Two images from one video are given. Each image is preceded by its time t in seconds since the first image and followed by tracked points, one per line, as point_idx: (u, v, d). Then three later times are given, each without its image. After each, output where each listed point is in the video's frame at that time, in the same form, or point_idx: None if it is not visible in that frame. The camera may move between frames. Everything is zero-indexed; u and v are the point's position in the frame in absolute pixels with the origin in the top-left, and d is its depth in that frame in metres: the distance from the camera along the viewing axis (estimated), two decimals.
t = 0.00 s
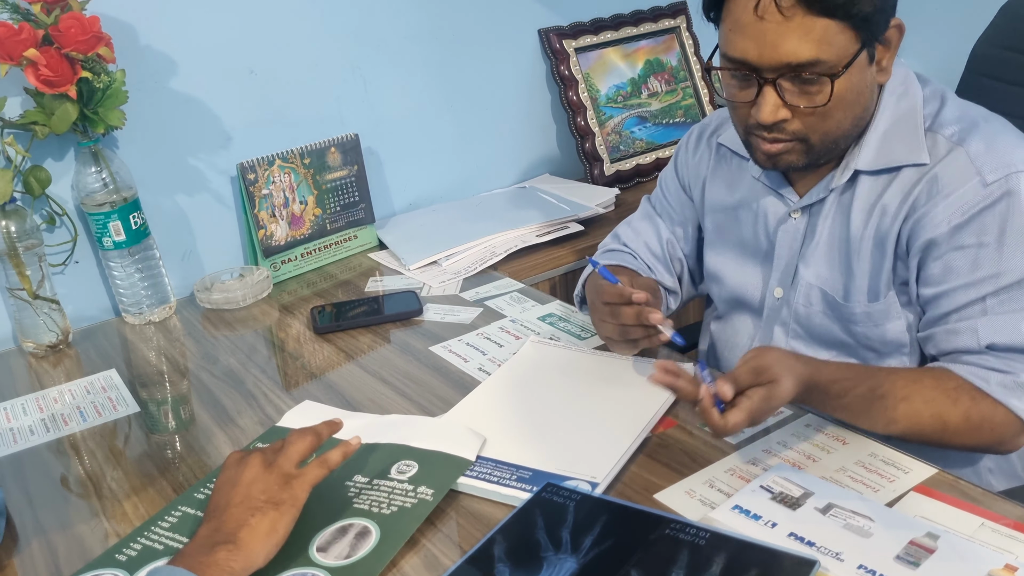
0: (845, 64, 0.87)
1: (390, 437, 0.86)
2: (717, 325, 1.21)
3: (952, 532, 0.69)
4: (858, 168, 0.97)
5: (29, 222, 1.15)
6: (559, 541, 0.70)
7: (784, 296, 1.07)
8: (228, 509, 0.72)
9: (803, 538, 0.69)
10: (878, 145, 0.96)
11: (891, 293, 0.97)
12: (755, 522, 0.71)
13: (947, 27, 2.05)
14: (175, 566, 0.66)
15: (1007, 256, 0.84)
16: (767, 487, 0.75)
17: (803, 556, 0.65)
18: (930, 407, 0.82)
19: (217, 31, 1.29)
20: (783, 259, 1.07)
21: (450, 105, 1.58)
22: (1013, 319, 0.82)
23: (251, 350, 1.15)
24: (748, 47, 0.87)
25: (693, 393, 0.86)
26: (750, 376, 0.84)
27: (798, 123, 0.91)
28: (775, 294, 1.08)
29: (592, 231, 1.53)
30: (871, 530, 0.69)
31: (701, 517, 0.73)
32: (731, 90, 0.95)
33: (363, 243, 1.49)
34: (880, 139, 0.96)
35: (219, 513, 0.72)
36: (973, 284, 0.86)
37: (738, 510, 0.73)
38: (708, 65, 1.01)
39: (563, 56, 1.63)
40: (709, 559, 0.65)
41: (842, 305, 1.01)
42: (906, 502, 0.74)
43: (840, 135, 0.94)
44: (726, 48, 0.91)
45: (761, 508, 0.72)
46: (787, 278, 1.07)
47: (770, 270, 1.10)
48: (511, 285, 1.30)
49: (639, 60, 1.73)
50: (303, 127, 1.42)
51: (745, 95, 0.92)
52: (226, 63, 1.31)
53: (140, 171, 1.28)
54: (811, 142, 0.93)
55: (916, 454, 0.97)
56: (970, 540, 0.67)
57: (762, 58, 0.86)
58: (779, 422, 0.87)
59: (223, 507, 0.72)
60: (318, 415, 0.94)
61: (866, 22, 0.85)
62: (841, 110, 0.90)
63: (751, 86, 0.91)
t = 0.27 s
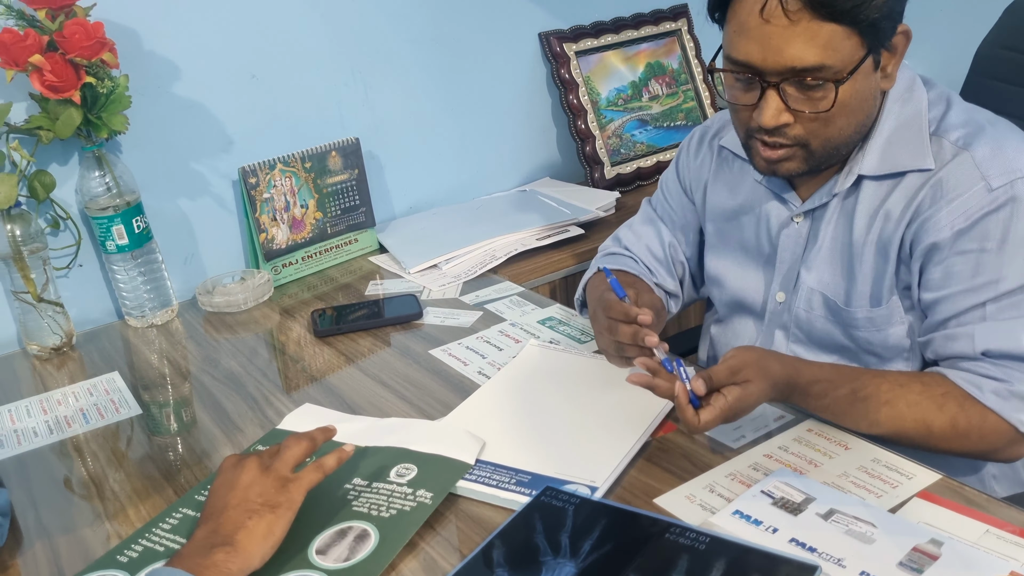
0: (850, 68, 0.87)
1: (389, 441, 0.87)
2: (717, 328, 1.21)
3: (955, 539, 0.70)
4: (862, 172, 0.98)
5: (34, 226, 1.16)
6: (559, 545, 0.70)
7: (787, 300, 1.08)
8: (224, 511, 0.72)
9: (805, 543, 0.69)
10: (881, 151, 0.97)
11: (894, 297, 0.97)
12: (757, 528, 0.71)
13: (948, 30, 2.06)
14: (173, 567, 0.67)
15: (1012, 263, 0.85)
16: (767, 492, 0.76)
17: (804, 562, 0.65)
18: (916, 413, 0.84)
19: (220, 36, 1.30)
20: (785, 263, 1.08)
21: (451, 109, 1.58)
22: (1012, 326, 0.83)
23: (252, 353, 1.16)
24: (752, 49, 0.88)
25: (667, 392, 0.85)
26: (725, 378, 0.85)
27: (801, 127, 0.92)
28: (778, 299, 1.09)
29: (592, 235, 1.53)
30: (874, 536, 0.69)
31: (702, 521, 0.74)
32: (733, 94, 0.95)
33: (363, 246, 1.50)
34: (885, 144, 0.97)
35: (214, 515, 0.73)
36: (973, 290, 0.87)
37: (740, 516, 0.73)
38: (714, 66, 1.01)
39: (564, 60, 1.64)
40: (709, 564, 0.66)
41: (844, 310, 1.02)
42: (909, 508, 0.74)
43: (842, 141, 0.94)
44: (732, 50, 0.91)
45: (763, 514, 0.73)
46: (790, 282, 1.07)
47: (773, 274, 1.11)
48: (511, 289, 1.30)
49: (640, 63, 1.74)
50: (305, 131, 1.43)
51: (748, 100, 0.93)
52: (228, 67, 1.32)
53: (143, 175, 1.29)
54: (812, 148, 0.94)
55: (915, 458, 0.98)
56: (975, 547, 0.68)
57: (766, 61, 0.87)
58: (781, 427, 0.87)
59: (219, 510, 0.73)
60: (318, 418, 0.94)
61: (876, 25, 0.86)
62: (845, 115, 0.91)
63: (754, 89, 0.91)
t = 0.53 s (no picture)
0: (850, 73, 0.86)
1: (389, 442, 0.86)
2: (719, 330, 1.20)
3: (955, 538, 0.68)
4: (861, 175, 0.96)
5: (31, 226, 1.15)
6: (559, 546, 0.69)
7: (787, 303, 1.07)
8: (221, 514, 0.71)
9: (805, 544, 0.68)
10: (881, 153, 0.95)
11: (892, 299, 0.96)
12: (757, 529, 0.70)
13: (950, 31, 2.05)
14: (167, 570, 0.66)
15: (1009, 266, 0.83)
16: (768, 493, 0.75)
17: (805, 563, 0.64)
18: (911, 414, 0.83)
19: (219, 35, 1.29)
20: (785, 265, 1.06)
21: (452, 109, 1.57)
22: (1009, 329, 0.82)
23: (251, 355, 1.14)
24: (751, 54, 0.87)
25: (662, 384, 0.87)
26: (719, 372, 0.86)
27: (801, 133, 0.91)
28: (779, 301, 1.07)
29: (594, 236, 1.52)
30: (874, 536, 0.68)
31: (702, 523, 0.72)
32: (733, 97, 0.94)
33: (364, 248, 1.49)
34: (885, 147, 0.95)
35: (211, 518, 0.71)
36: (969, 293, 0.86)
37: (739, 517, 0.72)
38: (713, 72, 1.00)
39: (565, 61, 1.63)
40: (709, 566, 0.65)
41: (843, 313, 1.01)
42: (909, 508, 0.73)
43: (842, 145, 0.93)
44: (732, 55, 0.90)
45: (763, 515, 0.72)
46: (790, 286, 1.06)
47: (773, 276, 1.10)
48: (513, 290, 1.29)
49: (641, 64, 1.73)
50: (304, 132, 1.42)
51: (747, 104, 0.92)
52: (227, 67, 1.31)
53: (141, 176, 1.28)
54: (812, 152, 0.92)
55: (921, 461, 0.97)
56: (974, 547, 0.67)
57: (765, 66, 0.86)
58: (781, 427, 0.86)
59: (215, 512, 0.72)
60: (318, 420, 0.93)
61: (874, 31, 0.85)
62: (845, 120, 0.90)
63: (754, 94, 0.90)
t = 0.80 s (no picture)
0: (852, 76, 0.86)
1: (389, 443, 0.86)
2: (718, 332, 1.20)
3: (955, 539, 0.68)
4: (861, 178, 0.96)
5: (31, 228, 1.15)
6: (559, 547, 0.69)
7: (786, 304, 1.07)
8: (221, 515, 0.71)
9: (805, 545, 0.68)
10: (881, 154, 0.95)
11: (890, 301, 0.96)
12: (757, 530, 0.70)
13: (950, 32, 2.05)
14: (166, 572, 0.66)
15: (1002, 265, 0.83)
16: (768, 493, 0.75)
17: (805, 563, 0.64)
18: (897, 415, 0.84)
19: (219, 37, 1.29)
20: (784, 267, 1.06)
21: (453, 110, 1.58)
22: (998, 327, 0.82)
23: (252, 356, 1.14)
24: (752, 58, 0.87)
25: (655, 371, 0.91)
26: (705, 363, 0.89)
27: (801, 135, 0.91)
28: (778, 303, 1.07)
29: (594, 236, 1.52)
30: (874, 537, 0.68)
31: (703, 523, 0.72)
32: (732, 100, 0.94)
33: (364, 249, 1.49)
34: (884, 148, 0.95)
35: (211, 519, 0.71)
36: (957, 292, 0.86)
37: (739, 517, 0.72)
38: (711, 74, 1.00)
39: (566, 62, 1.64)
40: (709, 567, 0.65)
41: (841, 314, 1.01)
42: (909, 508, 0.73)
43: (843, 148, 0.93)
44: (732, 58, 0.90)
45: (763, 515, 0.72)
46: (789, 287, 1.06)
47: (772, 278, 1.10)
48: (513, 291, 1.29)
49: (642, 65, 1.73)
50: (305, 134, 1.42)
51: (747, 105, 0.92)
52: (227, 69, 1.31)
53: (141, 177, 1.28)
54: (813, 155, 0.93)
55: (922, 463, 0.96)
56: (974, 547, 0.67)
57: (766, 70, 0.86)
58: (781, 428, 0.86)
59: (216, 513, 0.72)
60: (318, 420, 0.93)
61: (875, 33, 0.85)
62: (845, 123, 0.90)
63: (754, 95, 0.90)
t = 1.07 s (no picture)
0: (841, 79, 0.86)
1: (389, 447, 0.86)
2: (714, 337, 1.20)
3: (955, 542, 0.68)
4: (852, 181, 0.96)
5: (32, 233, 1.16)
6: (558, 551, 0.69)
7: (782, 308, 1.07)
8: (222, 519, 0.71)
9: (805, 548, 0.68)
10: (873, 158, 0.95)
11: (884, 306, 0.97)
12: (757, 533, 0.70)
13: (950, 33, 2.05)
14: None
15: (984, 273, 0.83)
16: (767, 496, 0.75)
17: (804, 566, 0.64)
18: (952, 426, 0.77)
19: (220, 41, 1.29)
20: (779, 271, 1.07)
21: (453, 114, 1.58)
22: (1014, 327, 0.80)
23: (253, 360, 1.15)
24: (741, 62, 0.87)
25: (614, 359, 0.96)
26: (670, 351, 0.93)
27: (792, 139, 0.91)
28: (772, 307, 1.07)
29: (594, 239, 1.53)
30: (874, 539, 0.68)
31: (702, 526, 0.73)
32: (722, 105, 0.94)
33: (365, 252, 1.49)
34: (876, 151, 0.95)
35: (212, 523, 0.72)
36: (969, 297, 0.84)
37: (739, 520, 0.72)
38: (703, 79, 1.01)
39: (565, 65, 1.64)
40: (710, 570, 0.65)
41: (836, 319, 1.01)
42: (908, 510, 0.73)
43: (833, 151, 0.94)
44: (721, 62, 0.90)
45: (762, 518, 0.72)
46: (784, 291, 1.06)
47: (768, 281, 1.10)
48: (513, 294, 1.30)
49: (641, 68, 1.73)
50: (305, 138, 1.43)
51: (739, 112, 0.92)
52: (227, 74, 1.32)
53: (142, 182, 1.28)
54: (805, 159, 0.93)
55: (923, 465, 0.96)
56: (974, 551, 0.67)
57: (756, 74, 0.86)
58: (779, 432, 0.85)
59: (218, 517, 0.72)
60: (319, 424, 0.93)
61: (863, 35, 0.85)
62: (836, 125, 0.90)
63: (745, 101, 0.90)
